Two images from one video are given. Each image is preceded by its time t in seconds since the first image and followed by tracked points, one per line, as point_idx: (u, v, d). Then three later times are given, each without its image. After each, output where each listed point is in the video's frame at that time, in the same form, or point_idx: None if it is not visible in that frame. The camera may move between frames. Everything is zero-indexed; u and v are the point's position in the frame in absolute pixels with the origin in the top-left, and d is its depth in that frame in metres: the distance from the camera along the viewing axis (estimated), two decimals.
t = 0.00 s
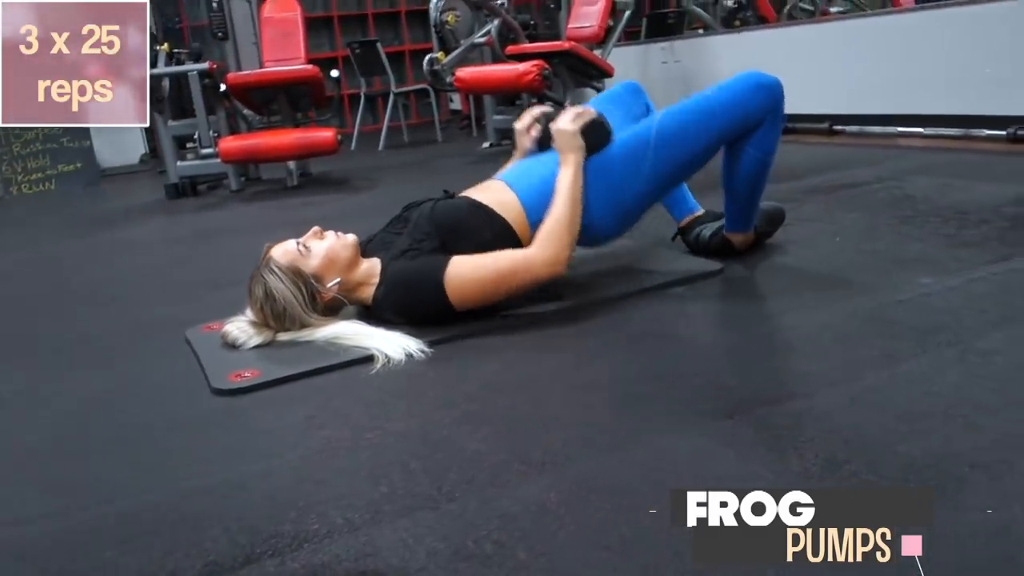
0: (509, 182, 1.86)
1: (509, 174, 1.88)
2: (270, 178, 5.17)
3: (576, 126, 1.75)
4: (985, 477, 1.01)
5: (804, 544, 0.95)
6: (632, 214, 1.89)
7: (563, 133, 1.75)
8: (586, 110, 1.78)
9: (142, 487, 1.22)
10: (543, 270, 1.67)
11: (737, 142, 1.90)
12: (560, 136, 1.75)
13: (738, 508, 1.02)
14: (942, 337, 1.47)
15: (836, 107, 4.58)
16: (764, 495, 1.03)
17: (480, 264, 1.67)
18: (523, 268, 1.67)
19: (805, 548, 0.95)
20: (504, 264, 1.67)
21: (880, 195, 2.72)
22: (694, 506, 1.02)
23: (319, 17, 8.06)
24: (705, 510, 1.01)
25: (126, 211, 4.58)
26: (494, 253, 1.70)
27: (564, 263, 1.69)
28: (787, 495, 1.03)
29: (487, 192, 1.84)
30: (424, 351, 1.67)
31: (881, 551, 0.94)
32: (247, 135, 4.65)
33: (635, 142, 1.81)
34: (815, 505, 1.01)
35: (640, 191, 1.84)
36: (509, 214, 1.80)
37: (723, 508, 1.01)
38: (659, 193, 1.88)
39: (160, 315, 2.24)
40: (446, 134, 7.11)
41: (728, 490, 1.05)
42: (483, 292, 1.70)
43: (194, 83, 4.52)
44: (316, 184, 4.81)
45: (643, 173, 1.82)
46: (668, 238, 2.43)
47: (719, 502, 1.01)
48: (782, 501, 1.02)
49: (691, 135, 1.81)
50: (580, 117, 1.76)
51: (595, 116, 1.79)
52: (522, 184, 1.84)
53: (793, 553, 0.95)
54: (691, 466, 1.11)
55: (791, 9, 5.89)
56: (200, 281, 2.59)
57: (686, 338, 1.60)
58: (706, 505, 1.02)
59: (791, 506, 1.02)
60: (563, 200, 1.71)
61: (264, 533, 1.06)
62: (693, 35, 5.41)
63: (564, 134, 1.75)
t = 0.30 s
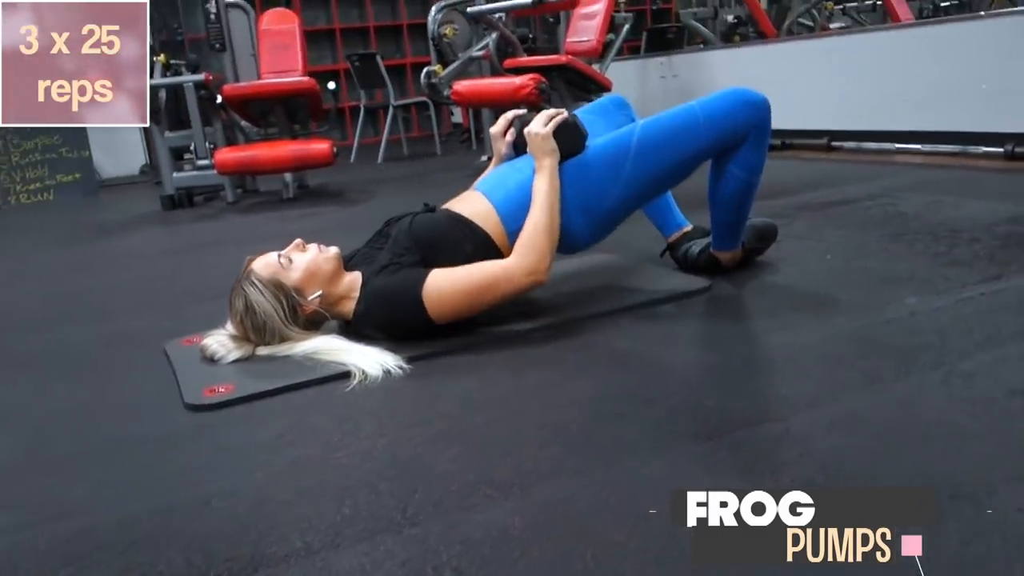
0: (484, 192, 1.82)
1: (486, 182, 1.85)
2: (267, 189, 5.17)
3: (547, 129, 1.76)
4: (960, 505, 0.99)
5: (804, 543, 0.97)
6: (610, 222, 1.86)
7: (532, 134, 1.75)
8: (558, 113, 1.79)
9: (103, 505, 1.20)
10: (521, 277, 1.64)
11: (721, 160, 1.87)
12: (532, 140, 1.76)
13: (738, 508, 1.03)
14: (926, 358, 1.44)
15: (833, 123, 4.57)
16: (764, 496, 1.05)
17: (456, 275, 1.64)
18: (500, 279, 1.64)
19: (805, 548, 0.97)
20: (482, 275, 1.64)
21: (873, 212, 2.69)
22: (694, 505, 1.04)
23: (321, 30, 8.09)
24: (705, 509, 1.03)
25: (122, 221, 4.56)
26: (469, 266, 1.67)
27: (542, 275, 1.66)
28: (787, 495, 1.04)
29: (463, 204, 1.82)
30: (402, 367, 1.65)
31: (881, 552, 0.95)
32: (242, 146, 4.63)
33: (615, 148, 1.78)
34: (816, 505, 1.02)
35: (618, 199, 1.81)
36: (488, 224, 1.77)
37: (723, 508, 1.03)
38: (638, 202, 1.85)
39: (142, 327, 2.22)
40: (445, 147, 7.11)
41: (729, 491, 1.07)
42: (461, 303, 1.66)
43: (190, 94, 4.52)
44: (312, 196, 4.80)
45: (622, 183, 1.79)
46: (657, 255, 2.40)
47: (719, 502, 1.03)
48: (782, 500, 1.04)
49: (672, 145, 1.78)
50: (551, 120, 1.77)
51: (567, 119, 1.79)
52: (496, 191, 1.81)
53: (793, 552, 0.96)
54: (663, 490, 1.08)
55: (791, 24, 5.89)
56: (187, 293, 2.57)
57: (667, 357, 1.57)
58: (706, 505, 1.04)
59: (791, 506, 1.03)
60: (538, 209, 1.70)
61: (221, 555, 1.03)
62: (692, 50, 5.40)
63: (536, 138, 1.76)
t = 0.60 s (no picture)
0: (503, 209, 1.79)
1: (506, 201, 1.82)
2: (276, 182, 5.17)
3: (579, 168, 1.72)
4: (945, 514, 0.95)
5: (804, 544, 0.94)
6: (630, 258, 1.81)
7: (562, 174, 1.71)
8: (592, 155, 1.75)
9: (75, 497, 1.18)
10: (516, 303, 1.62)
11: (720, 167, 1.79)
12: (560, 176, 1.72)
13: (738, 508, 1.00)
14: (923, 359, 1.40)
15: (846, 120, 4.50)
16: (765, 496, 1.02)
17: (452, 285, 1.61)
18: (494, 296, 1.62)
19: (805, 548, 0.94)
20: (476, 290, 1.61)
21: (880, 211, 2.64)
22: (693, 505, 1.00)
23: (336, 23, 8.07)
24: (705, 510, 0.99)
25: (131, 212, 4.56)
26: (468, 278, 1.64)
27: (537, 303, 1.64)
28: (787, 495, 1.01)
29: (478, 210, 1.78)
30: (389, 361, 1.62)
31: (881, 552, 0.93)
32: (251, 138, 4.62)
33: (625, 185, 1.73)
34: (816, 506, 1.00)
35: (635, 237, 1.77)
36: (495, 235, 1.74)
37: (723, 508, 0.99)
38: (656, 235, 1.80)
39: (137, 318, 2.21)
40: (457, 141, 7.09)
41: (728, 490, 1.03)
42: (458, 313, 1.64)
43: (199, 86, 4.53)
44: (321, 189, 4.79)
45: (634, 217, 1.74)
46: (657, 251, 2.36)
47: (719, 502, 0.99)
48: (782, 501, 1.01)
49: (678, 171, 1.71)
50: (585, 161, 1.73)
51: (599, 163, 1.75)
52: (518, 212, 1.78)
53: (793, 553, 0.93)
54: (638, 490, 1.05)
55: (808, 20, 5.81)
56: (186, 284, 2.57)
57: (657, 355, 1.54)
58: (706, 505, 1.00)
59: (792, 506, 1.00)
60: (550, 243, 1.66)
61: (186, 550, 1.01)
62: (706, 45, 5.34)
63: (564, 175, 1.72)
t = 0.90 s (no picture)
0: (482, 174, 1.79)
1: (485, 165, 1.82)
2: (282, 166, 5.18)
3: (553, 119, 1.71)
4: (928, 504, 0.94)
5: (804, 544, 0.91)
6: (610, 214, 1.80)
7: (536, 125, 1.71)
8: (565, 103, 1.73)
9: (61, 479, 1.19)
10: (509, 268, 1.60)
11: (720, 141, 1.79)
12: (537, 130, 1.71)
13: (738, 508, 0.96)
14: (917, 348, 1.38)
15: (853, 105, 4.46)
16: (764, 495, 0.98)
17: (440, 258, 1.60)
18: (487, 268, 1.60)
19: (805, 548, 0.90)
20: (469, 258, 1.60)
21: (885, 196, 2.62)
22: (693, 505, 0.97)
23: (346, 7, 8.06)
24: (704, 510, 0.96)
25: (137, 196, 4.59)
26: (456, 249, 1.63)
27: (531, 263, 1.63)
28: (788, 495, 0.97)
29: (456, 184, 1.79)
30: (380, 347, 1.62)
31: (881, 552, 0.89)
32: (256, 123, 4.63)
33: (611, 140, 1.72)
34: (816, 505, 0.96)
35: (618, 192, 1.75)
36: (478, 205, 1.74)
37: (723, 508, 0.95)
38: (637, 193, 1.79)
39: (136, 302, 2.22)
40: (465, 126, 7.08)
41: (728, 491, 1.00)
42: (457, 283, 1.62)
43: (204, 71, 4.54)
44: (326, 173, 4.80)
45: (619, 175, 1.73)
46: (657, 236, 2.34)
47: (719, 502, 0.96)
48: (782, 500, 0.97)
49: (668, 134, 1.70)
50: (558, 110, 1.72)
51: (575, 110, 1.73)
52: (496, 174, 1.78)
53: (793, 553, 0.90)
54: (619, 477, 1.04)
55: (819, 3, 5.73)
56: (187, 268, 2.57)
57: (648, 341, 1.52)
58: (706, 505, 0.96)
59: (792, 506, 0.96)
60: (534, 198, 1.65)
61: (166, 533, 1.01)
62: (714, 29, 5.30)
63: (541, 128, 1.71)
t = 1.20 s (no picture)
0: (499, 146, 1.77)
1: (502, 137, 1.79)
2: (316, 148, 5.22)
3: (566, 83, 1.67)
4: (957, 483, 0.92)
5: (804, 543, 0.88)
6: (629, 179, 1.79)
7: (549, 91, 1.67)
8: (576, 66, 1.69)
9: (95, 448, 1.22)
10: (535, 236, 1.61)
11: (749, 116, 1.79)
12: (550, 96, 1.68)
13: (738, 508, 0.92)
14: (950, 328, 1.36)
15: (893, 87, 4.37)
16: (764, 495, 0.94)
17: (463, 233, 1.61)
18: (512, 237, 1.61)
19: (805, 548, 0.87)
20: (497, 231, 1.61)
21: (923, 177, 2.57)
22: (693, 505, 0.93)
23: None
24: (704, 510, 0.92)
25: (176, 177, 4.66)
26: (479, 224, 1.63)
27: (555, 232, 1.63)
28: (788, 494, 0.93)
29: (476, 159, 1.77)
30: (410, 324, 1.63)
31: (881, 552, 0.86)
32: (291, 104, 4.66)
33: (632, 106, 1.71)
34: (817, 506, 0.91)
35: (638, 158, 1.74)
36: (501, 179, 1.73)
37: (723, 508, 0.91)
38: (659, 159, 1.78)
39: (171, 279, 2.26)
40: (499, 109, 7.06)
41: (727, 490, 0.96)
42: (485, 254, 1.62)
43: (239, 53, 4.57)
44: (359, 155, 4.82)
45: (641, 141, 1.72)
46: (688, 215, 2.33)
47: (718, 502, 0.92)
48: (782, 500, 0.93)
49: (694, 102, 1.70)
50: (570, 74, 1.68)
51: (587, 72, 1.70)
52: (514, 146, 1.75)
53: (793, 553, 0.87)
54: (643, 454, 1.04)
55: None
56: (222, 247, 2.61)
57: (675, 319, 1.52)
58: (705, 505, 0.92)
59: (791, 505, 0.92)
60: (554, 166, 1.64)
61: (199, 500, 1.04)
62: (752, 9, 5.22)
63: (554, 93, 1.68)
